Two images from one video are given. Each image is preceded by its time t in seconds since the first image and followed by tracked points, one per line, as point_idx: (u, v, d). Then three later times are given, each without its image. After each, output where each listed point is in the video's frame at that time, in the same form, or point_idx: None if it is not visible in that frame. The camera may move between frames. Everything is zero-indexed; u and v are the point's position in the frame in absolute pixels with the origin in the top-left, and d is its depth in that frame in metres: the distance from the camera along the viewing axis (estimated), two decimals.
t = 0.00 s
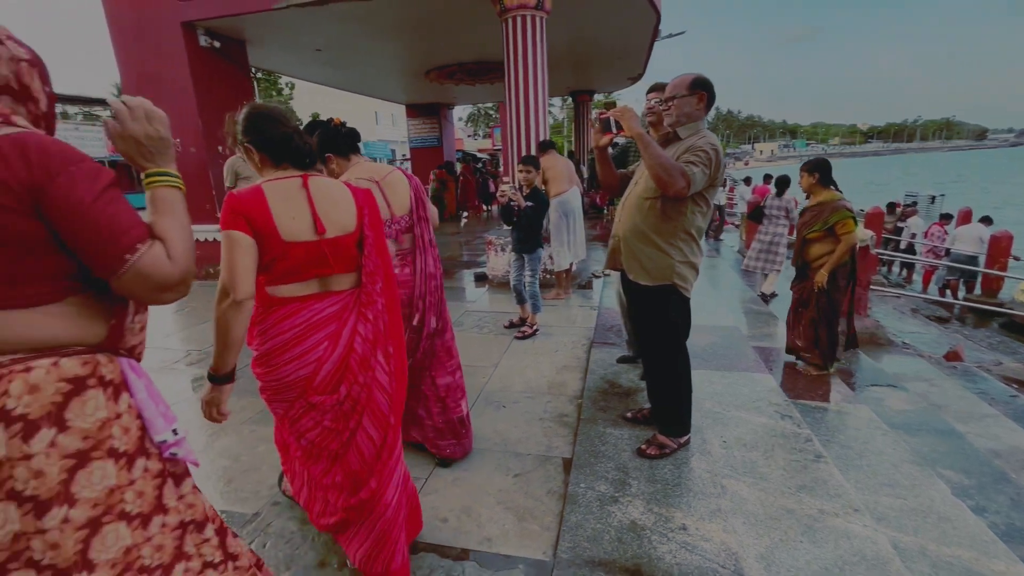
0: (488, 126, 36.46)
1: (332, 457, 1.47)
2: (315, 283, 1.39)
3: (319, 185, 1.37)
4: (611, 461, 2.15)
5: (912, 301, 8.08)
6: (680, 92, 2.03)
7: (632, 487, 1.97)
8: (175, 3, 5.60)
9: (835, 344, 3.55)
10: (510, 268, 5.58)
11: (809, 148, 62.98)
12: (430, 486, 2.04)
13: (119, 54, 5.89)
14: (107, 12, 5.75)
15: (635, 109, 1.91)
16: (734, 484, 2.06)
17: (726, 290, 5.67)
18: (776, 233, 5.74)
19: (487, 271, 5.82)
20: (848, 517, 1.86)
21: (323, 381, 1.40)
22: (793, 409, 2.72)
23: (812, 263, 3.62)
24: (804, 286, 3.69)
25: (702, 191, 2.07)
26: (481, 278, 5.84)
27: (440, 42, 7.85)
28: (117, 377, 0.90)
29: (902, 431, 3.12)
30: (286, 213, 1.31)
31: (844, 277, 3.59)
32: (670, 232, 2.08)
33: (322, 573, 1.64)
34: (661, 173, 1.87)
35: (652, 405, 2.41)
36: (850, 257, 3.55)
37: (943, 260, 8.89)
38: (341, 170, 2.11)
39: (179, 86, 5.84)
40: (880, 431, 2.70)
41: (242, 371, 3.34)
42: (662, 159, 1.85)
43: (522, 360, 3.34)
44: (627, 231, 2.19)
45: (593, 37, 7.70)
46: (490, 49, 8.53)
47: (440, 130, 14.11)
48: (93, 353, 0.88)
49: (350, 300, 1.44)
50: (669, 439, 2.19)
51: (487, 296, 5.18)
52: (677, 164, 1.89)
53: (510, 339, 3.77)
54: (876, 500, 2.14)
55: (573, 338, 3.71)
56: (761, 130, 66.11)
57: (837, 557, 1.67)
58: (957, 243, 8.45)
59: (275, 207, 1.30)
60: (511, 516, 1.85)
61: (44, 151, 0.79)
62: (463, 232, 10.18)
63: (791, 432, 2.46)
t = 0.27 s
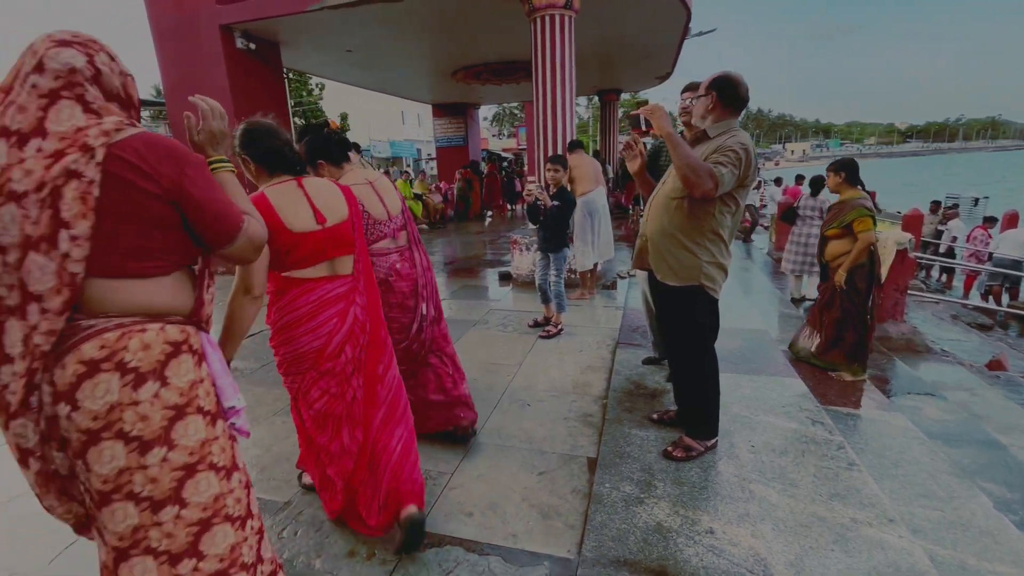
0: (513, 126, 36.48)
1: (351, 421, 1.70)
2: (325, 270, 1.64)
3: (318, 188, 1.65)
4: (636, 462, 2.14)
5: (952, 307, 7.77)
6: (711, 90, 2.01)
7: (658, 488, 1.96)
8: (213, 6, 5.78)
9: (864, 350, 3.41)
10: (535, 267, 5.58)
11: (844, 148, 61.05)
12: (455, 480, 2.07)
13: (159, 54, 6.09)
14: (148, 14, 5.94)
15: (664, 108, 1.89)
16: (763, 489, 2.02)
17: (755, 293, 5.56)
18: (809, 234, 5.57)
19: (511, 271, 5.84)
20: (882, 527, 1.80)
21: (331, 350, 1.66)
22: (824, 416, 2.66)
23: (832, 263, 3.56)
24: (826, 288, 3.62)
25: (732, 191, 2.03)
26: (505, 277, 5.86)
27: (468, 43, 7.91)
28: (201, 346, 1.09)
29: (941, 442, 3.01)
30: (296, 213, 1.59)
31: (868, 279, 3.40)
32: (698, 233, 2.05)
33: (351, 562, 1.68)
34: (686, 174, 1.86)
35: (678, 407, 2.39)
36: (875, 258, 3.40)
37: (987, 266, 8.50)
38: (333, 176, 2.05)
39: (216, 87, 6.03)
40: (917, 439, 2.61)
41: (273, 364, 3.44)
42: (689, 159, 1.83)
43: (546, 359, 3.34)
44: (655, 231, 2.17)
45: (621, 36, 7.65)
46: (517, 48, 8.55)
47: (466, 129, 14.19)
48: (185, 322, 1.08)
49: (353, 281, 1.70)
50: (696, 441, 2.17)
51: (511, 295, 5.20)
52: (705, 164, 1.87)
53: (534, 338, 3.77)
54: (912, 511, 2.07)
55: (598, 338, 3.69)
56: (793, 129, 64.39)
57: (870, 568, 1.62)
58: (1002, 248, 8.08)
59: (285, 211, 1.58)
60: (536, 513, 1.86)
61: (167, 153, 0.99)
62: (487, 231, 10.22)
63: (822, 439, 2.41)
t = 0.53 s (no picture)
0: (532, 125, 36.41)
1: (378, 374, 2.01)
2: (347, 247, 1.92)
3: (328, 178, 1.93)
4: (655, 464, 2.12)
5: (986, 312, 7.49)
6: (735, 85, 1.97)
7: (678, 491, 1.94)
8: (241, 7, 5.90)
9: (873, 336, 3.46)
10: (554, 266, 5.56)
11: (872, 147, 59.40)
12: (474, 477, 2.08)
13: (188, 54, 6.22)
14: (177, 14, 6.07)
15: (683, 105, 1.86)
16: (785, 494, 1.98)
17: (778, 294, 5.45)
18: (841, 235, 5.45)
19: (530, 270, 5.83)
20: (910, 537, 1.76)
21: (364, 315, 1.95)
22: (850, 421, 2.59)
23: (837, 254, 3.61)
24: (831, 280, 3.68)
25: (751, 190, 1.99)
26: (523, 275, 5.86)
27: (489, 42, 7.93)
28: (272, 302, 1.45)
29: (973, 450, 2.91)
30: (315, 199, 1.83)
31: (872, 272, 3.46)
32: (714, 233, 2.02)
33: (372, 555, 1.71)
34: (700, 174, 1.83)
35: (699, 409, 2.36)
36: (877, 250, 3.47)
37: None
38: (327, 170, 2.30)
39: (242, 86, 6.15)
40: (946, 447, 2.54)
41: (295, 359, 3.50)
42: (703, 158, 1.81)
43: (564, 358, 3.33)
44: (673, 230, 2.16)
45: (643, 34, 7.57)
46: (538, 47, 8.53)
47: (486, 128, 14.22)
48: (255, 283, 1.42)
49: (369, 255, 2.01)
50: (717, 444, 2.14)
51: (529, 294, 5.19)
52: (719, 164, 1.83)
53: (552, 337, 3.76)
54: (942, 521, 2.01)
55: (616, 338, 3.67)
56: (818, 128, 62.93)
57: None
58: None
59: (303, 197, 1.80)
60: (554, 512, 1.86)
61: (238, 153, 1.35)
62: (506, 230, 10.21)
63: (848, 444, 2.35)
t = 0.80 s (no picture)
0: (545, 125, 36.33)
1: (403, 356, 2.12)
2: (368, 239, 2.02)
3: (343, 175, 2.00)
4: (670, 467, 2.10)
5: (1011, 317, 7.29)
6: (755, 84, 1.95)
7: (693, 494, 1.93)
8: (260, 8, 5.98)
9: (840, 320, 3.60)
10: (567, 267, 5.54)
11: (893, 147, 58.26)
12: (487, 477, 2.09)
13: (208, 55, 6.32)
14: (198, 16, 6.17)
15: (698, 104, 1.84)
16: (803, 500, 1.95)
17: (796, 297, 5.36)
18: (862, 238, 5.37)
19: (543, 270, 5.82)
20: (932, 546, 1.72)
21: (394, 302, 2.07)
22: (869, 426, 2.54)
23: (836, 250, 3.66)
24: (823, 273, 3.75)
25: (766, 192, 1.95)
26: (536, 276, 5.85)
27: (504, 42, 7.94)
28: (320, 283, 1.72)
29: (997, 459, 2.84)
30: (338, 193, 1.91)
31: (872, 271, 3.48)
32: (727, 235, 2.00)
33: (385, 552, 1.72)
34: (710, 175, 1.82)
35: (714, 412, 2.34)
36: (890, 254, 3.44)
37: None
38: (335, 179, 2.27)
39: (260, 87, 6.24)
40: (969, 455, 2.48)
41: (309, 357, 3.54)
42: (714, 158, 1.79)
43: (578, 359, 3.32)
44: (688, 231, 2.15)
45: (660, 33, 7.50)
46: (553, 47, 8.50)
47: (500, 128, 14.22)
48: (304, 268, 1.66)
49: (386, 247, 2.12)
50: (732, 448, 2.12)
51: (542, 294, 5.18)
52: (731, 164, 1.81)
53: (565, 338, 3.75)
54: (965, 530, 1.96)
55: (630, 340, 3.65)
56: (837, 128, 61.89)
57: None
58: None
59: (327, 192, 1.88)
60: (567, 514, 1.86)
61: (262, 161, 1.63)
62: (519, 230, 10.20)
63: (867, 451, 2.31)
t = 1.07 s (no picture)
0: (555, 124, 36.25)
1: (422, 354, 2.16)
2: (387, 237, 2.02)
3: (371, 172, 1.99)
4: (682, 468, 2.08)
5: None
6: (776, 81, 1.92)
7: (705, 496, 1.91)
8: (274, 7, 6.03)
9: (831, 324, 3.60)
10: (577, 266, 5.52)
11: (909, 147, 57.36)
12: (497, 475, 2.08)
13: (222, 53, 6.38)
14: (212, 15, 6.23)
15: (714, 100, 1.82)
16: (817, 503, 1.93)
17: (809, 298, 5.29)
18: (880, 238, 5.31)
19: (553, 269, 5.80)
20: (950, 552, 1.68)
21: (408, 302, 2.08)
22: (884, 429, 2.50)
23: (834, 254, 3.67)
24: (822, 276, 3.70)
25: (784, 191, 1.92)
26: (546, 274, 5.84)
27: (515, 40, 7.92)
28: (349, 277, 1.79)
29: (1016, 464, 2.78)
30: (362, 192, 1.90)
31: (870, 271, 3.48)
32: (743, 233, 1.98)
33: (396, 549, 1.72)
34: (724, 171, 1.80)
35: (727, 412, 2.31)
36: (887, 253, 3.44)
37: None
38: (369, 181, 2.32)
39: (273, 85, 6.29)
40: (987, 460, 2.43)
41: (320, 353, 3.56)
42: (729, 154, 1.77)
43: (588, 359, 3.30)
44: (703, 229, 2.13)
45: (672, 31, 7.43)
46: (564, 45, 8.47)
47: (510, 127, 14.20)
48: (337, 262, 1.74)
49: (405, 244, 2.12)
50: (745, 450, 2.09)
51: (552, 293, 5.16)
52: (746, 161, 1.79)
53: (575, 337, 3.74)
54: (984, 536, 1.92)
55: (640, 340, 3.62)
56: (852, 127, 61.04)
57: None
58: None
59: (349, 191, 1.87)
60: (578, 513, 1.85)
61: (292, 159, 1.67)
62: (529, 229, 10.18)
63: (883, 454, 2.27)
